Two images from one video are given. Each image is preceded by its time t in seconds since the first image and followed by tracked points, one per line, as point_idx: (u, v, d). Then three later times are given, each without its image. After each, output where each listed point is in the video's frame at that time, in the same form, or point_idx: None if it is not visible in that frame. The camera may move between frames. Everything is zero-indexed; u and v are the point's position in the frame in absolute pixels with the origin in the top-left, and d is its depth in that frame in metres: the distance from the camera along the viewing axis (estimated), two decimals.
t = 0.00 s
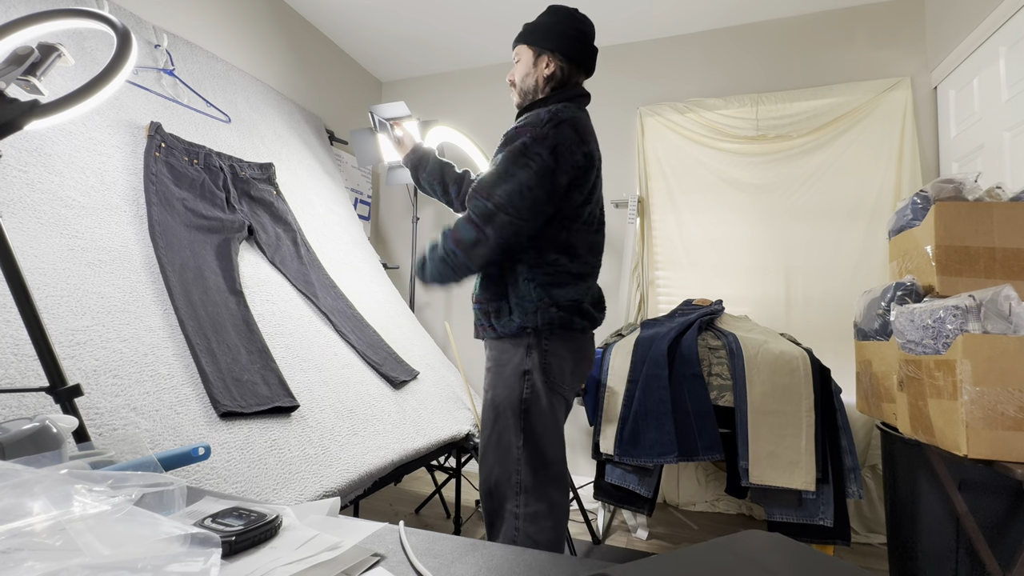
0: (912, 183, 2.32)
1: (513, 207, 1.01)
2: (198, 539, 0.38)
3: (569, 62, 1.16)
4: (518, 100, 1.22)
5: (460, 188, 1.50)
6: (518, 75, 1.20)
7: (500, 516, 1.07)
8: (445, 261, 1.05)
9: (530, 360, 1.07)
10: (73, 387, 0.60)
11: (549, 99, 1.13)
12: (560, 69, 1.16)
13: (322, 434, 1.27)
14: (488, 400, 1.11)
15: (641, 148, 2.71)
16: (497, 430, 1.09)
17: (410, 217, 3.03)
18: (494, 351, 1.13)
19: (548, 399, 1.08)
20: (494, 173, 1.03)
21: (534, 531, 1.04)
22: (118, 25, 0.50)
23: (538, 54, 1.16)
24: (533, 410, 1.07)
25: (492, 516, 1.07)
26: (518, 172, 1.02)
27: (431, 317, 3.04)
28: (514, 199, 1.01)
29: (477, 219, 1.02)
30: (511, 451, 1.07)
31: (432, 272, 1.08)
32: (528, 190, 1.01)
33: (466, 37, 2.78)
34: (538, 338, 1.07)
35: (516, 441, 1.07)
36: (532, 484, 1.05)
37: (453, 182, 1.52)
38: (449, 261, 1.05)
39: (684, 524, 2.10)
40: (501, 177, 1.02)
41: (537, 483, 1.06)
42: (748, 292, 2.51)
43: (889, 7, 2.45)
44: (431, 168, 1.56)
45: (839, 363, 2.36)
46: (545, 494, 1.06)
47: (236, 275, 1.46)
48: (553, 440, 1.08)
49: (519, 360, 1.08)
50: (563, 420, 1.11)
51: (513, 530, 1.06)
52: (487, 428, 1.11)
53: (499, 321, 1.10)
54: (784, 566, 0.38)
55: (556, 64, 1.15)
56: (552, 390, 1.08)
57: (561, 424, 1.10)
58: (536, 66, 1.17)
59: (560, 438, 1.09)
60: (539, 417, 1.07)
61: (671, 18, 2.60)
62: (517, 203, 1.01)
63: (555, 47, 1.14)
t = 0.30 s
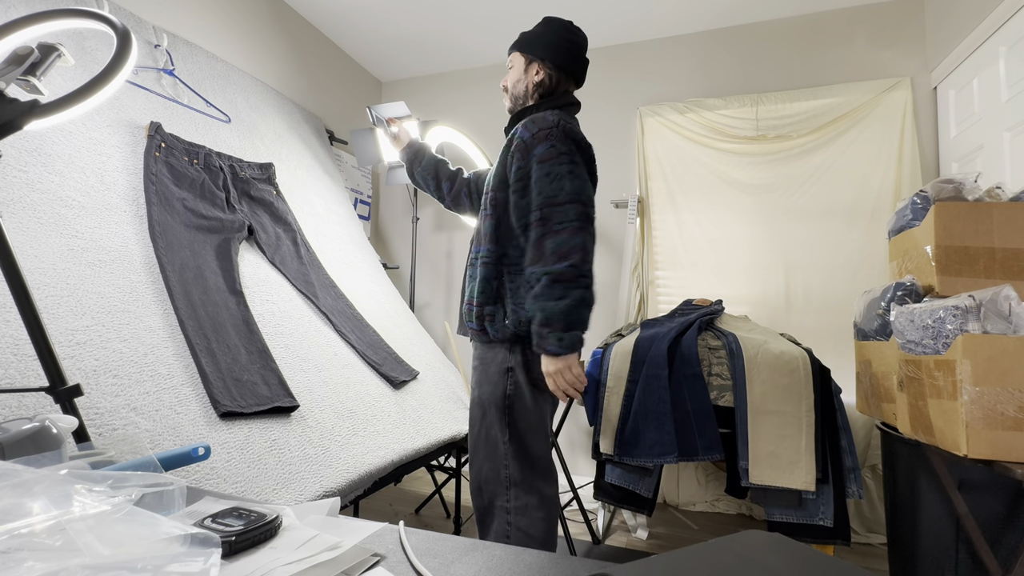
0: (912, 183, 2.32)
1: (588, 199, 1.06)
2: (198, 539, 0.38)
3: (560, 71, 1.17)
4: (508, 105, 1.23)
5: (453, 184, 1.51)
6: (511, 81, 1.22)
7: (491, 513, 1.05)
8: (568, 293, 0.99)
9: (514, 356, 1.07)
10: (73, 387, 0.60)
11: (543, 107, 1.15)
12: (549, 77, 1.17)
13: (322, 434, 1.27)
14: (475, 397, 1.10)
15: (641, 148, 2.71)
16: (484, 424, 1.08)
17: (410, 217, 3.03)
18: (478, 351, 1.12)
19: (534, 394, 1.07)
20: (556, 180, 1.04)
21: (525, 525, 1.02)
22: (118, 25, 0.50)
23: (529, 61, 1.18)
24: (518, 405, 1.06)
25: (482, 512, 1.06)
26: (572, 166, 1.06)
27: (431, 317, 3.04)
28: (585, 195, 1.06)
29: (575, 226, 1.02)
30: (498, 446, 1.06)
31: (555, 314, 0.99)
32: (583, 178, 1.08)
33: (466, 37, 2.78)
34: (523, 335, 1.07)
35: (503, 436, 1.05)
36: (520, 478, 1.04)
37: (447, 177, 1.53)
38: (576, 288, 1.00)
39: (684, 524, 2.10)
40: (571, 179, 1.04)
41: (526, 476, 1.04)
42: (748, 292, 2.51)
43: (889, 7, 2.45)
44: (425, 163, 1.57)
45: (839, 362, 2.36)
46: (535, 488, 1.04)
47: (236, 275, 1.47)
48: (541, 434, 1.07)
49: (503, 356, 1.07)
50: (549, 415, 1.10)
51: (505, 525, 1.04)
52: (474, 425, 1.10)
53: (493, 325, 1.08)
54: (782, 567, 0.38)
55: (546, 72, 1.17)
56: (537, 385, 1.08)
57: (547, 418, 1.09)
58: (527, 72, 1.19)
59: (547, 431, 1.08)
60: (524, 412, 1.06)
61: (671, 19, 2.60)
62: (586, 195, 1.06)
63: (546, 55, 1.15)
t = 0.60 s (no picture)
0: (912, 183, 2.32)
1: (558, 225, 1.06)
2: (198, 539, 0.38)
3: (559, 80, 1.20)
4: (508, 111, 1.25)
5: (450, 184, 1.50)
6: (510, 88, 1.24)
7: (484, 513, 1.06)
8: (510, 310, 1.02)
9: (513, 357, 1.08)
10: (73, 386, 0.60)
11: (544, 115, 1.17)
12: (549, 85, 1.19)
13: (322, 434, 1.27)
14: (472, 396, 1.10)
15: (641, 148, 2.71)
16: (481, 423, 1.08)
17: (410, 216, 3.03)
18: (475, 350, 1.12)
19: (530, 396, 1.09)
20: (533, 197, 1.06)
21: (519, 523, 1.05)
22: (118, 25, 0.50)
23: (529, 69, 1.20)
24: (516, 405, 1.07)
25: (476, 512, 1.06)
26: (553, 190, 1.07)
27: (431, 317, 3.04)
28: (558, 220, 1.06)
29: (534, 250, 1.04)
30: (494, 445, 1.07)
31: (496, 327, 1.03)
32: (564, 204, 1.08)
33: (467, 37, 2.78)
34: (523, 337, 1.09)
35: (500, 436, 1.06)
36: (515, 477, 1.06)
37: (444, 178, 1.53)
38: (516, 307, 1.02)
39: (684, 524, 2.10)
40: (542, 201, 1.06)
41: (520, 476, 1.07)
42: (748, 292, 2.51)
43: (889, 7, 2.46)
44: (424, 162, 1.58)
45: (839, 362, 2.36)
46: (528, 487, 1.07)
47: (236, 275, 1.47)
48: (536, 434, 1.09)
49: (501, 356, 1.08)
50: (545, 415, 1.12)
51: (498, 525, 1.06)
52: (469, 424, 1.11)
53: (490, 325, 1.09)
54: (783, 567, 0.37)
55: (545, 80, 1.19)
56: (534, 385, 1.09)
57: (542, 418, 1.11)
58: (527, 80, 1.21)
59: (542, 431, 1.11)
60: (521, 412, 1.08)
61: (671, 19, 2.60)
62: (561, 219, 1.07)
63: (545, 63, 1.17)
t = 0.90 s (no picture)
0: (911, 183, 2.33)
1: (525, 232, 1.05)
2: (198, 539, 0.38)
3: (548, 87, 1.20)
4: (497, 117, 1.25)
5: (443, 190, 1.50)
6: (498, 93, 1.23)
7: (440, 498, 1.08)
8: (457, 296, 1.05)
9: (490, 352, 1.08)
10: (73, 387, 0.60)
11: (536, 120, 1.17)
12: (539, 92, 1.19)
13: (322, 434, 1.27)
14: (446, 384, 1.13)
15: (641, 148, 2.71)
16: (446, 411, 1.09)
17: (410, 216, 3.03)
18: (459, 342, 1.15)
19: (504, 394, 1.08)
20: (505, 200, 1.07)
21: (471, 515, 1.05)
22: (118, 25, 0.50)
23: (519, 75, 1.19)
24: (487, 401, 1.07)
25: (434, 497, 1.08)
26: (525, 197, 1.06)
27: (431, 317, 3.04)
28: (527, 226, 1.05)
29: (495, 250, 1.04)
30: (453, 432, 1.07)
31: (446, 311, 1.05)
32: (537, 213, 1.06)
33: (467, 37, 2.78)
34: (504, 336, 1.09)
35: (459, 425, 1.07)
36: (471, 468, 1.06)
37: (437, 184, 1.53)
38: (462, 297, 1.04)
39: (684, 524, 2.10)
40: (510, 203, 1.06)
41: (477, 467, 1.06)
42: (748, 292, 2.52)
43: (889, 7, 2.45)
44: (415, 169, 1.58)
45: (839, 362, 2.36)
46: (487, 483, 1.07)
47: (236, 275, 1.47)
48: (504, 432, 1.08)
49: (478, 350, 1.09)
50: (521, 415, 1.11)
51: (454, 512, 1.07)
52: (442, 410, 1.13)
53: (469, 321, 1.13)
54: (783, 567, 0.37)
55: (535, 87, 1.19)
56: (509, 383, 1.08)
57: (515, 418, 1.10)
58: (517, 87, 1.20)
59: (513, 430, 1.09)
60: (492, 408, 1.07)
61: (671, 19, 2.60)
62: (530, 225, 1.05)
63: (534, 69, 1.17)
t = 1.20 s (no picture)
0: (911, 183, 2.33)
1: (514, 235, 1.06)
2: (198, 539, 0.38)
3: (508, 86, 1.19)
4: (458, 120, 1.23)
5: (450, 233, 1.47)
6: (458, 96, 1.22)
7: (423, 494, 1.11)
8: (468, 310, 1.06)
9: (468, 354, 1.08)
10: (73, 387, 0.60)
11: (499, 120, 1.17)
12: (499, 93, 1.19)
13: (322, 434, 1.27)
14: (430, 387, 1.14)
15: (641, 148, 2.71)
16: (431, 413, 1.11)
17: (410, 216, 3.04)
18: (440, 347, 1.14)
19: (481, 397, 1.08)
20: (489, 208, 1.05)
21: (442, 514, 1.06)
22: (118, 25, 0.50)
23: (478, 76, 1.18)
24: (463, 403, 1.07)
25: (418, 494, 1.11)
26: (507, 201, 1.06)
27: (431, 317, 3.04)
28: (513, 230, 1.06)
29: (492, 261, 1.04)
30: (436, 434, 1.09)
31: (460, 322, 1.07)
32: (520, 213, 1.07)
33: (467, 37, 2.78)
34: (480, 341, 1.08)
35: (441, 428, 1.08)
36: (449, 470, 1.07)
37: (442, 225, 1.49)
38: (473, 309, 1.05)
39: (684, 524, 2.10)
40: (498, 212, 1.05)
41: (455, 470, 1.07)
42: (749, 292, 2.52)
43: (889, 7, 2.45)
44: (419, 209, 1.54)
45: (838, 362, 2.36)
46: (460, 484, 1.07)
47: (236, 275, 1.47)
48: (480, 436, 1.08)
49: (456, 352, 1.10)
50: (500, 418, 1.10)
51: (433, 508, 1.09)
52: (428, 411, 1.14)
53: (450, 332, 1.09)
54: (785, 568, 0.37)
55: (495, 87, 1.18)
56: (486, 386, 1.08)
57: (493, 421, 1.09)
58: (477, 88, 1.19)
59: (490, 433, 1.09)
60: (467, 410, 1.07)
61: (671, 19, 2.60)
62: (519, 230, 1.06)
63: (492, 70, 1.17)
